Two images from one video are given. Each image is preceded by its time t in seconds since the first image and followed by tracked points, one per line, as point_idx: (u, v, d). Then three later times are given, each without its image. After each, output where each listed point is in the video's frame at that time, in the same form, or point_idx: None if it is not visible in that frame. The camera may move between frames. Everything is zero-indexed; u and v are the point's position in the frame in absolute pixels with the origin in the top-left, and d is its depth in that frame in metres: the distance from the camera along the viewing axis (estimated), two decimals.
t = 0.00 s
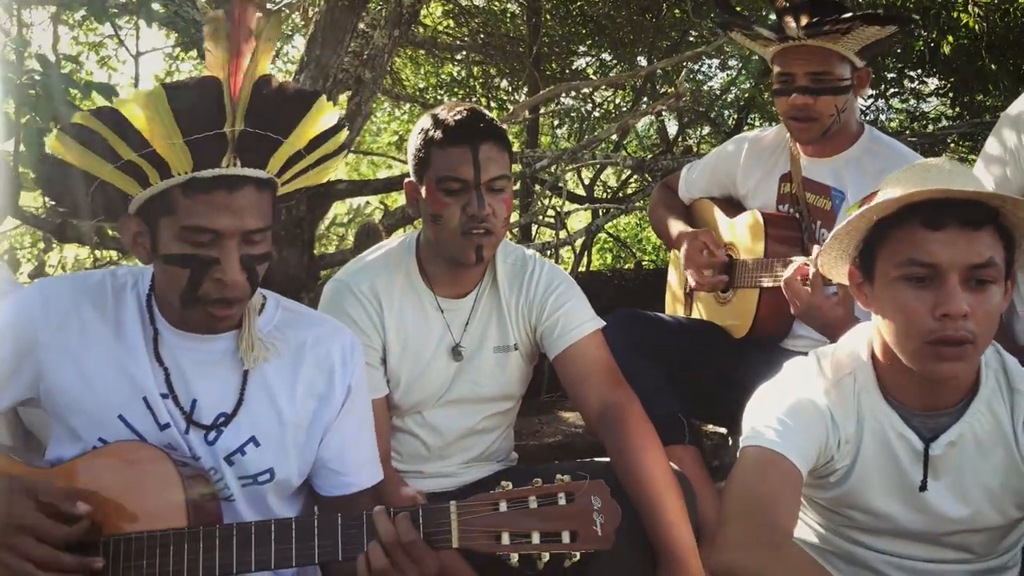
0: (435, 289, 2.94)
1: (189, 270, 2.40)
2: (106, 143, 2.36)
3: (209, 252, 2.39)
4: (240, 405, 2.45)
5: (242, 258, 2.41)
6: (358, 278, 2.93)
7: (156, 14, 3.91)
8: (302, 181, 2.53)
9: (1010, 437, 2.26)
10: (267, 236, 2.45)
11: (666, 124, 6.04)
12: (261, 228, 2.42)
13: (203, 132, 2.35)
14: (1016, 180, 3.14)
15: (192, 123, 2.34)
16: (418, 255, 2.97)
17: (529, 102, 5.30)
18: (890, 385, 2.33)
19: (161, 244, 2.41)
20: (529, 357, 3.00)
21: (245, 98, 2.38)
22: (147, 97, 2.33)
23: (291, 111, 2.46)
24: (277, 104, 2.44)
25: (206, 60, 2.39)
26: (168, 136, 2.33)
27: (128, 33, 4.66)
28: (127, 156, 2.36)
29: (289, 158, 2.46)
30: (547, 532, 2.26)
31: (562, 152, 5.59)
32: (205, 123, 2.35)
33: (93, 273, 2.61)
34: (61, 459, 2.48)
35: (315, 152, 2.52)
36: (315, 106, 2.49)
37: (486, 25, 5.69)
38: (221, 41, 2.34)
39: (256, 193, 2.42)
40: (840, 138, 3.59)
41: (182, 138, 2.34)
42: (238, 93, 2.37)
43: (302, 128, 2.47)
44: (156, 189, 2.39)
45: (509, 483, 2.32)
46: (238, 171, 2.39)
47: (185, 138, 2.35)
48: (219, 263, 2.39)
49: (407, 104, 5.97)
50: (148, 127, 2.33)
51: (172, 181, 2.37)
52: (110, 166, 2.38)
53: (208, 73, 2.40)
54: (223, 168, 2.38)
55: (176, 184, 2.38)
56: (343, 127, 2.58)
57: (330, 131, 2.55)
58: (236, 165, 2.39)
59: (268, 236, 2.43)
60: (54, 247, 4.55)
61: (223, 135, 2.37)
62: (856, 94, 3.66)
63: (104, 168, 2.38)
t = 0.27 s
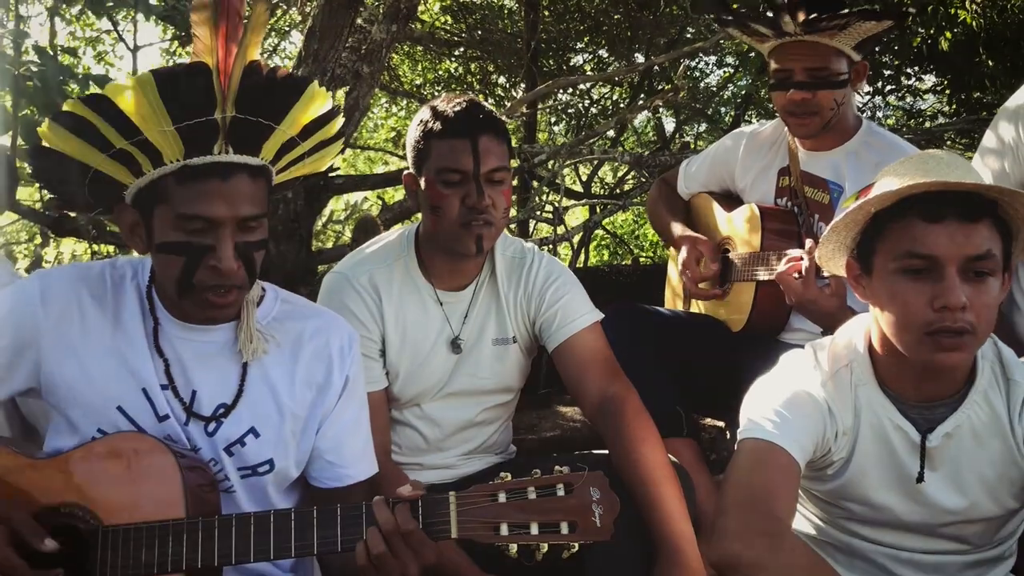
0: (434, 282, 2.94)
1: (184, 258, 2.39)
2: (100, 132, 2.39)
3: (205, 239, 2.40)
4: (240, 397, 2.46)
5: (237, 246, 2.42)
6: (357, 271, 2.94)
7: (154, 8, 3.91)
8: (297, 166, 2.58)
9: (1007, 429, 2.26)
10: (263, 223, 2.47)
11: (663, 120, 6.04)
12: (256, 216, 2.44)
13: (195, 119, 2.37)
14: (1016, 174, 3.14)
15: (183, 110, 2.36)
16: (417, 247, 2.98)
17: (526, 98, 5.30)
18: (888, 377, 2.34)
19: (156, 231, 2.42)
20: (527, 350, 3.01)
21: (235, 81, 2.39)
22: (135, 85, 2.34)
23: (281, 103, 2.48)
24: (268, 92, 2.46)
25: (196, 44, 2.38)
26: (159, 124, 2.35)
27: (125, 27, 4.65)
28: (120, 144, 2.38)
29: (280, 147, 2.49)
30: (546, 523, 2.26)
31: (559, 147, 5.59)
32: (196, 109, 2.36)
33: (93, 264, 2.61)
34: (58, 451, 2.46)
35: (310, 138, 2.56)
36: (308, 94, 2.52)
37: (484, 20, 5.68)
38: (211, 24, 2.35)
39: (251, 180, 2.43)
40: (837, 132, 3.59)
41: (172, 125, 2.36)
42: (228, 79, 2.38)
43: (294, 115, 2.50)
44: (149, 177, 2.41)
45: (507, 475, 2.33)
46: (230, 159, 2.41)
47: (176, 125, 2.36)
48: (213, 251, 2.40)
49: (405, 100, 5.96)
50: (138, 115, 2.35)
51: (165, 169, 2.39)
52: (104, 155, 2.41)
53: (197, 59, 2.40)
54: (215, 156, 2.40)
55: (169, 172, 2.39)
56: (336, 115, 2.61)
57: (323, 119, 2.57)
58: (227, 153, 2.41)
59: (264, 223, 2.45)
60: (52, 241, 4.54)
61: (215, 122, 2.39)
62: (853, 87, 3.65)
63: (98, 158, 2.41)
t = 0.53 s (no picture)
0: (430, 272, 2.92)
1: (170, 236, 2.41)
2: (83, 116, 2.44)
3: (192, 216, 2.42)
4: (232, 384, 2.44)
5: (225, 221, 2.44)
6: (352, 261, 2.92)
7: None
8: (281, 147, 2.57)
9: (1003, 416, 2.26)
10: (249, 199, 2.49)
11: (658, 115, 6.03)
12: (241, 190, 2.46)
13: (175, 93, 2.41)
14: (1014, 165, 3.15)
15: (162, 85, 2.41)
16: (413, 237, 2.96)
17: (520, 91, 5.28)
18: (885, 365, 2.34)
19: (144, 211, 2.44)
20: (523, 342, 2.99)
21: (211, 53, 2.44)
22: (116, 62, 2.42)
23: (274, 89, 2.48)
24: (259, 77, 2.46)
25: (170, 19, 2.45)
26: (140, 100, 2.40)
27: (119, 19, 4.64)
28: (102, 125, 2.43)
29: (260, 123, 2.50)
30: (540, 496, 2.28)
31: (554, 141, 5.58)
32: (175, 83, 2.41)
33: (84, 253, 2.60)
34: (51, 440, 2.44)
35: (290, 117, 2.57)
36: (285, 67, 2.54)
37: (478, 14, 5.65)
38: None
39: (233, 157, 2.44)
40: (835, 126, 3.58)
41: (152, 100, 2.40)
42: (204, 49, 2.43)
43: (272, 91, 2.52)
44: (132, 159, 2.43)
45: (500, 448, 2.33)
46: (211, 133, 2.43)
47: (155, 100, 2.40)
48: (201, 227, 2.41)
49: (399, 94, 5.94)
50: (120, 94, 2.41)
51: (148, 148, 2.42)
52: (89, 139, 2.45)
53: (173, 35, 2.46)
54: (197, 130, 2.42)
55: (151, 150, 2.42)
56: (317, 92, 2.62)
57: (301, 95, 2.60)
58: (208, 128, 2.43)
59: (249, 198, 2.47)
60: (44, 233, 4.52)
61: (193, 96, 2.42)
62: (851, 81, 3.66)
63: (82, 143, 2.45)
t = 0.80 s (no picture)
0: (428, 264, 2.91)
1: (157, 205, 2.43)
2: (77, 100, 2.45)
3: (177, 186, 2.45)
4: (217, 367, 2.43)
5: (210, 193, 2.46)
6: (351, 254, 2.91)
7: None
8: (264, 131, 2.63)
9: (1005, 408, 2.25)
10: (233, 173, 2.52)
11: (652, 110, 6.03)
12: (225, 163, 2.49)
13: (160, 64, 2.47)
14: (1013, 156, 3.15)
15: (148, 55, 2.47)
16: (411, 228, 2.95)
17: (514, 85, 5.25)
18: (886, 355, 2.33)
19: (130, 184, 2.46)
20: (522, 334, 2.98)
21: (198, 26, 2.51)
22: (104, 32, 2.48)
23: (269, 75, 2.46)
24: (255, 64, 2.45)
25: None
26: (127, 70, 2.46)
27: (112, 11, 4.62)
28: (89, 96, 2.48)
29: (246, 100, 2.57)
30: (538, 470, 2.23)
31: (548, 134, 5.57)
32: (162, 54, 2.47)
33: (60, 247, 2.57)
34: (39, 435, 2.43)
35: (274, 100, 2.63)
36: (267, 49, 2.61)
37: (472, 8, 5.63)
38: None
39: (217, 131, 2.48)
40: (831, 118, 3.58)
41: (139, 70, 2.46)
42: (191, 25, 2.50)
43: (256, 72, 2.58)
44: (119, 132, 2.47)
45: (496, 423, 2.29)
46: (196, 105, 2.47)
47: (142, 70, 2.46)
48: (186, 197, 2.44)
49: (391, 88, 5.91)
50: (108, 64, 2.47)
51: (134, 121, 2.46)
52: (76, 114, 2.50)
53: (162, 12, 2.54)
54: (183, 102, 2.47)
55: (138, 123, 2.46)
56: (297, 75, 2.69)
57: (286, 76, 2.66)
58: (194, 100, 2.48)
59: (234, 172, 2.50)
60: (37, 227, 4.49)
61: (179, 68, 2.48)
62: (846, 73, 3.64)
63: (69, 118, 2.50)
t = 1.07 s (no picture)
0: (426, 260, 2.90)
1: (146, 186, 2.45)
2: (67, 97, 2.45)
3: (164, 166, 2.47)
4: (206, 357, 2.42)
5: (198, 173, 2.49)
6: (349, 251, 2.89)
7: None
8: (242, 117, 2.67)
9: (1005, 403, 2.26)
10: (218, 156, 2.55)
11: (646, 106, 6.02)
12: (210, 145, 2.52)
13: (143, 47, 2.50)
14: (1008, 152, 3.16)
15: (133, 38, 2.50)
16: (409, 225, 2.94)
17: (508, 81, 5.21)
18: (887, 351, 2.33)
19: (116, 167, 2.48)
20: (520, 331, 2.98)
21: (178, 10, 2.53)
22: (89, 16, 2.50)
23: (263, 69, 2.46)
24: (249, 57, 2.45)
25: None
26: (111, 53, 2.49)
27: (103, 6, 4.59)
28: (72, 81, 2.50)
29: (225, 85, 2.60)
30: (527, 441, 2.20)
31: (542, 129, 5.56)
32: (146, 38, 2.50)
33: (40, 246, 2.55)
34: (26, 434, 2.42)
35: (251, 87, 2.68)
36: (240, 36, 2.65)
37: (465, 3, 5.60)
38: None
39: (201, 113, 2.51)
40: (825, 112, 3.57)
41: (123, 53, 2.49)
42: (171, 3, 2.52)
43: (233, 59, 2.62)
44: (103, 117, 2.50)
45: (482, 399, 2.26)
46: (179, 88, 2.50)
47: (127, 53, 2.49)
48: (174, 174, 2.46)
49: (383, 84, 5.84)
50: (92, 48, 2.49)
51: (119, 104, 2.49)
52: (58, 99, 2.51)
53: None
54: (166, 85, 2.50)
55: (123, 107, 2.49)
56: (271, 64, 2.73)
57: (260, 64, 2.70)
58: (177, 84, 2.51)
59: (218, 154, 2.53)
60: (29, 224, 4.45)
61: (162, 52, 2.51)
62: (839, 69, 3.62)
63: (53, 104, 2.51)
